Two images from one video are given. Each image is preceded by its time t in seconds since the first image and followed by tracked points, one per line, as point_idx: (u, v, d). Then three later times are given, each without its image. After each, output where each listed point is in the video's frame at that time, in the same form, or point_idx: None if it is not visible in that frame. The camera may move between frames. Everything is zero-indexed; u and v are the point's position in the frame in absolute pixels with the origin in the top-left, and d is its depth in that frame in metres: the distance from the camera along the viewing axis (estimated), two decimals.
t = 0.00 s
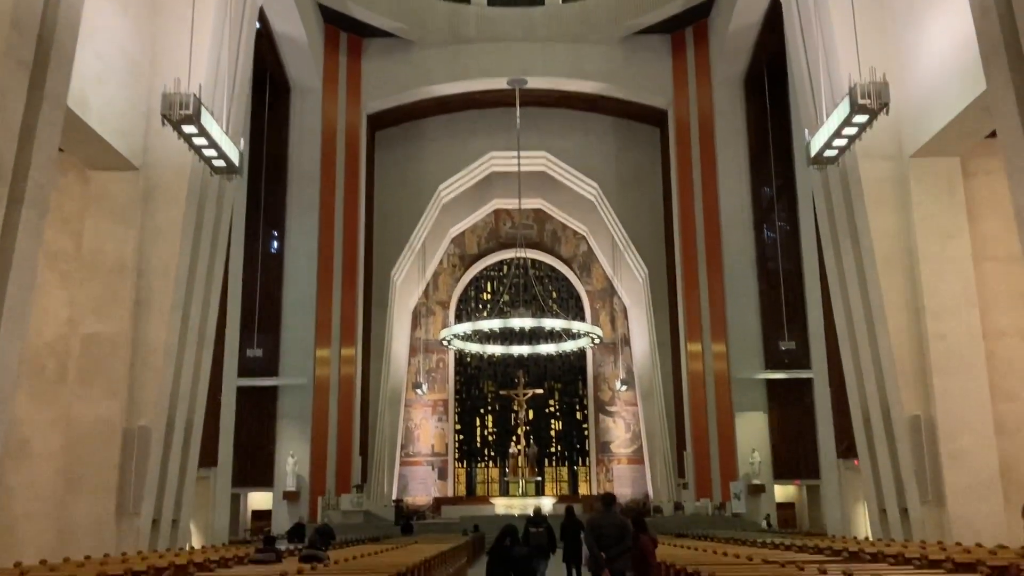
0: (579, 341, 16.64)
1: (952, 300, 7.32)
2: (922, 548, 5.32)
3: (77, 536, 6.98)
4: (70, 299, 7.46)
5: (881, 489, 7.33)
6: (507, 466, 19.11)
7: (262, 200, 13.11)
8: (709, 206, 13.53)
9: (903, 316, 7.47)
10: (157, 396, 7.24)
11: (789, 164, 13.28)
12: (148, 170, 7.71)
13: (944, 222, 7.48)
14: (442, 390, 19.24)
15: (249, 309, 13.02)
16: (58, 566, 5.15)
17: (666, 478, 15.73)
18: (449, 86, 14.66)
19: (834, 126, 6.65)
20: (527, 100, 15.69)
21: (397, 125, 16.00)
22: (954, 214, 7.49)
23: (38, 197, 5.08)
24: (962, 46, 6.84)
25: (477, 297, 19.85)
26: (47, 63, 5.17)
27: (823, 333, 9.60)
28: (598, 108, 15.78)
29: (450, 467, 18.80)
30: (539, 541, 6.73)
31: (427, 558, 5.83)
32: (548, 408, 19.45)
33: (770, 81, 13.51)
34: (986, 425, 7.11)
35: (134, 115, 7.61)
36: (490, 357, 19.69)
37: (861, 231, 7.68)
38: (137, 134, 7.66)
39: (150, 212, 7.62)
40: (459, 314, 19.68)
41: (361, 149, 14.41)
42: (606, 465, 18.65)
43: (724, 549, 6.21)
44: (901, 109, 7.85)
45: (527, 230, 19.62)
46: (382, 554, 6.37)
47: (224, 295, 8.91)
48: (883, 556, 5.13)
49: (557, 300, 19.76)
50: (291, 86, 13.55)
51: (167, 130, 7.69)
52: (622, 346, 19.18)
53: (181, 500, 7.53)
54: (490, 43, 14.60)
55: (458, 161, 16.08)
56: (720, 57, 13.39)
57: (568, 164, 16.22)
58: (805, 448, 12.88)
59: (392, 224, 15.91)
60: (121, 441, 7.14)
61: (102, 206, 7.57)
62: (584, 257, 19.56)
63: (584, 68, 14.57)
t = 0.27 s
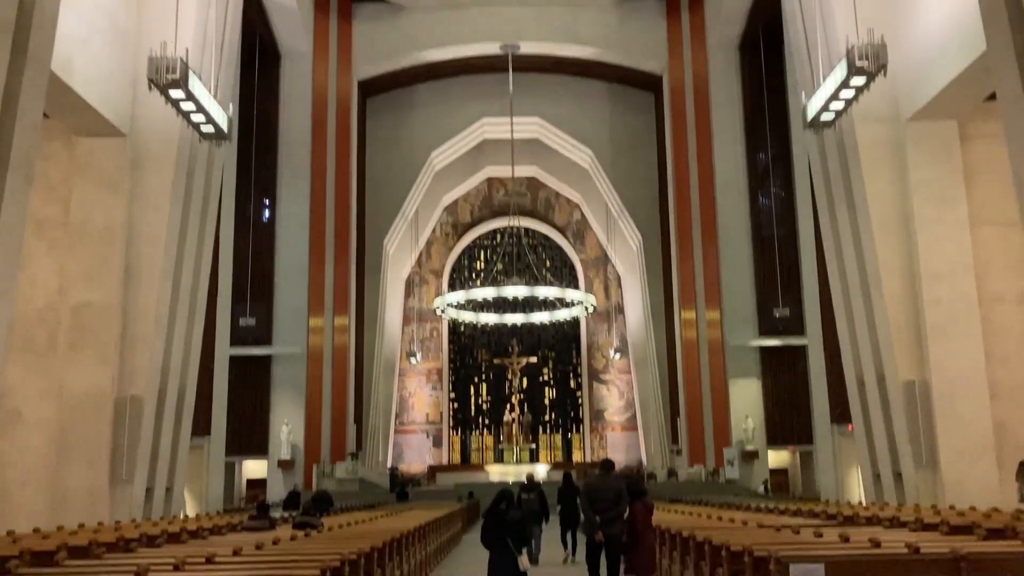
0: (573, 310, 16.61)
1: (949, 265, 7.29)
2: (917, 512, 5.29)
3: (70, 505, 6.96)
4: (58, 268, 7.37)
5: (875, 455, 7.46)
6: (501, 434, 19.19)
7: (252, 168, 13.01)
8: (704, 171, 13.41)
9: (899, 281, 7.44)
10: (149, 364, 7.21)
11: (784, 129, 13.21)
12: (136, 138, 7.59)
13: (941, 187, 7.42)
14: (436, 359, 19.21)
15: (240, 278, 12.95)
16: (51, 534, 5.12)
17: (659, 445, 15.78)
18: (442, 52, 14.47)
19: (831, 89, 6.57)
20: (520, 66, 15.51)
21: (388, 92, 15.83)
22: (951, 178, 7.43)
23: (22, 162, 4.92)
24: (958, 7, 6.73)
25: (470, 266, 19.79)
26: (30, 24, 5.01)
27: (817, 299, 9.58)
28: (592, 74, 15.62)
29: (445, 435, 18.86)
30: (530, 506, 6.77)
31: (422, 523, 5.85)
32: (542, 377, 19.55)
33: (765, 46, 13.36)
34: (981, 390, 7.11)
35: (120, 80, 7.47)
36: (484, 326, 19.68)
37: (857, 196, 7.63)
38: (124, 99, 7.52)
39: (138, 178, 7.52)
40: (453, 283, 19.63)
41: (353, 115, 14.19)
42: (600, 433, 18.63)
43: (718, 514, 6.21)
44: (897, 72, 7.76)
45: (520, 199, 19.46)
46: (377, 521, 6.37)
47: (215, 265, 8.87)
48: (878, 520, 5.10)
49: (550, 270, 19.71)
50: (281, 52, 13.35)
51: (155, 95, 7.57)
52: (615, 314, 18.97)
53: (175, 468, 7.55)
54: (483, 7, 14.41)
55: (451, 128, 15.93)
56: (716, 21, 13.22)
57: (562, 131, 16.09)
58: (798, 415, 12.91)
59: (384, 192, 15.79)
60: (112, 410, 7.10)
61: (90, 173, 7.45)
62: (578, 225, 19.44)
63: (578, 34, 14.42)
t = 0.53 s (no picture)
0: (572, 284, 16.54)
1: (953, 236, 7.21)
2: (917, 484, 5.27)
3: (70, 480, 6.95)
4: (53, 243, 7.31)
5: (876, 428, 7.45)
6: (501, 408, 19.22)
7: (249, 142, 12.96)
8: (704, 143, 13.15)
9: (900, 252, 7.38)
10: (146, 339, 7.19)
11: (785, 100, 13.12)
12: (130, 111, 7.50)
13: (945, 156, 7.32)
14: (436, 334, 19.21)
15: (239, 253, 12.94)
16: (50, 510, 5.12)
17: (660, 419, 15.79)
18: (439, 24, 14.29)
19: (833, 58, 6.47)
20: (518, 38, 15.36)
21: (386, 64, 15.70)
22: (954, 147, 7.33)
23: (12, 133, 4.75)
24: None
25: (470, 241, 19.69)
26: None
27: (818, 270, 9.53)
28: (591, 45, 15.46)
29: (445, 409, 18.91)
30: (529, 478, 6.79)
31: (422, 497, 5.86)
32: (543, 350, 19.53)
33: (766, 17, 13.20)
34: (983, 362, 7.08)
35: (113, 52, 7.36)
36: (484, 300, 19.63)
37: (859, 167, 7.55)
38: (117, 71, 7.41)
39: (132, 152, 7.44)
40: (452, 258, 19.56)
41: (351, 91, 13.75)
42: (601, 406, 18.69)
43: (718, 486, 6.19)
44: (900, 39, 7.61)
45: (519, 172, 19.34)
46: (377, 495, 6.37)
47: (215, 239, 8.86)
48: (880, 491, 5.08)
49: (550, 244, 19.63)
50: (276, 25, 13.22)
51: (148, 67, 7.46)
52: (615, 288, 19.01)
53: (174, 442, 7.59)
54: None
55: (449, 101, 15.79)
56: None
57: (561, 104, 15.95)
58: (799, 387, 12.91)
59: (382, 166, 15.69)
60: (110, 385, 7.08)
61: (84, 147, 7.37)
62: (578, 198, 19.34)
63: (576, 6, 14.28)
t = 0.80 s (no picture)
0: (579, 271, 16.47)
1: (964, 222, 7.13)
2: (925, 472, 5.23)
3: (74, 466, 6.95)
4: (57, 229, 7.29)
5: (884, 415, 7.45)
6: (507, 395, 19.21)
7: (255, 129, 12.96)
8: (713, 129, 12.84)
9: (910, 238, 7.31)
10: (150, 326, 7.19)
11: (793, 85, 13.00)
12: (133, 95, 7.44)
13: (956, 140, 7.22)
14: (442, 321, 19.18)
15: (244, 239, 12.96)
16: (52, 496, 5.10)
17: (665, 406, 15.73)
18: (444, 9, 14.19)
19: (843, 42, 6.38)
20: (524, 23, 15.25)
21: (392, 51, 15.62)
22: (966, 132, 7.23)
23: (14, 119, 4.71)
24: None
25: (476, 227, 19.61)
26: None
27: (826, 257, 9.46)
28: (598, 30, 15.34)
29: (451, 395, 18.88)
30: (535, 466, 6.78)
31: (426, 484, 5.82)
32: (549, 337, 19.50)
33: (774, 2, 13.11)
34: (992, 349, 7.02)
35: (116, 37, 7.29)
36: (490, 287, 19.58)
37: (868, 152, 7.47)
38: (120, 55, 7.34)
39: (136, 138, 7.39)
40: (458, 245, 19.50)
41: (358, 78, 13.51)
42: (607, 394, 18.67)
43: (725, 474, 6.13)
44: (910, 22, 7.49)
45: (525, 158, 19.28)
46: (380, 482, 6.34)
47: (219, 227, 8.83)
48: (888, 479, 5.03)
49: (556, 231, 19.54)
50: (281, 12, 13.19)
51: (151, 52, 7.39)
52: (622, 276, 18.97)
53: (180, 429, 7.60)
54: None
55: (455, 87, 15.70)
56: None
57: (568, 89, 15.85)
58: (806, 375, 12.85)
59: (387, 152, 15.63)
60: (114, 371, 7.07)
61: (89, 132, 7.33)
62: (584, 185, 19.27)
63: None
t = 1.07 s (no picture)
0: (585, 259, 16.43)
1: (975, 211, 7.06)
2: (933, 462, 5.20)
3: (81, 448, 6.99)
4: (63, 212, 7.27)
5: (891, 405, 7.43)
6: (513, 383, 19.21)
7: (263, 116, 12.96)
8: (721, 118, 12.59)
9: (920, 228, 7.24)
10: (156, 310, 7.20)
11: (802, 73, 12.94)
12: (140, 79, 7.39)
13: (969, 127, 7.13)
14: (448, 308, 19.19)
15: (251, 225, 12.93)
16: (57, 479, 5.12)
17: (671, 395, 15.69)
18: None
19: (855, 27, 6.32)
20: (532, 10, 15.18)
21: (399, 37, 15.57)
22: (981, 119, 7.13)
23: (19, 102, 4.69)
24: None
25: (482, 215, 19.56)
26: None
27: (834, 246, 9.40)
28: (606, 17, 15.24)
29: (457, 382, 18.90)
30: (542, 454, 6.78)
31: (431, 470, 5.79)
32: (554, 326, 19.42)
33: None
34: (1002, 338, 6.96)
35: (121, 20, 7.24)
36: (496, 275, 19.54)
37: (879, 141, 7.39)
38: (126, 39, 7.30)
39: (142, 122, 7.36)
40: (465, 233, 19.45)
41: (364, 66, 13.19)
42: (612, 382, 18.64)
43: (733, 463, 6.08)
44: (923, 8, 7.40)
45: (532, 146, 19.23)
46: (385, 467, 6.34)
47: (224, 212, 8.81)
48: (896, 470, 4.99)
49: (563, 219, 19.47)
50: None
51: (156, 35, 7.34)
52: (629, 264, 18.90)
53: (185, 414, 7.62)
54: None
55: (462, 74, 15.63)
56: None
57: (576, 77, 15.76)
58: (813, 365, 12.81)
59: (394, 140, 15.57)
60: (120, 355, 7.08)
61: (95, 116, 7.30)
62: (591, 173, 19.20)
63: None
